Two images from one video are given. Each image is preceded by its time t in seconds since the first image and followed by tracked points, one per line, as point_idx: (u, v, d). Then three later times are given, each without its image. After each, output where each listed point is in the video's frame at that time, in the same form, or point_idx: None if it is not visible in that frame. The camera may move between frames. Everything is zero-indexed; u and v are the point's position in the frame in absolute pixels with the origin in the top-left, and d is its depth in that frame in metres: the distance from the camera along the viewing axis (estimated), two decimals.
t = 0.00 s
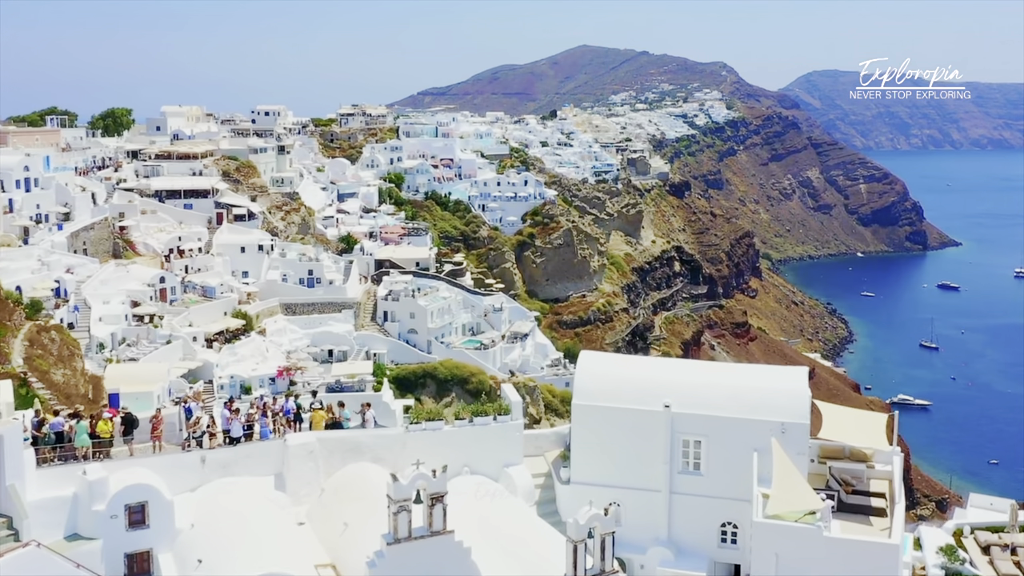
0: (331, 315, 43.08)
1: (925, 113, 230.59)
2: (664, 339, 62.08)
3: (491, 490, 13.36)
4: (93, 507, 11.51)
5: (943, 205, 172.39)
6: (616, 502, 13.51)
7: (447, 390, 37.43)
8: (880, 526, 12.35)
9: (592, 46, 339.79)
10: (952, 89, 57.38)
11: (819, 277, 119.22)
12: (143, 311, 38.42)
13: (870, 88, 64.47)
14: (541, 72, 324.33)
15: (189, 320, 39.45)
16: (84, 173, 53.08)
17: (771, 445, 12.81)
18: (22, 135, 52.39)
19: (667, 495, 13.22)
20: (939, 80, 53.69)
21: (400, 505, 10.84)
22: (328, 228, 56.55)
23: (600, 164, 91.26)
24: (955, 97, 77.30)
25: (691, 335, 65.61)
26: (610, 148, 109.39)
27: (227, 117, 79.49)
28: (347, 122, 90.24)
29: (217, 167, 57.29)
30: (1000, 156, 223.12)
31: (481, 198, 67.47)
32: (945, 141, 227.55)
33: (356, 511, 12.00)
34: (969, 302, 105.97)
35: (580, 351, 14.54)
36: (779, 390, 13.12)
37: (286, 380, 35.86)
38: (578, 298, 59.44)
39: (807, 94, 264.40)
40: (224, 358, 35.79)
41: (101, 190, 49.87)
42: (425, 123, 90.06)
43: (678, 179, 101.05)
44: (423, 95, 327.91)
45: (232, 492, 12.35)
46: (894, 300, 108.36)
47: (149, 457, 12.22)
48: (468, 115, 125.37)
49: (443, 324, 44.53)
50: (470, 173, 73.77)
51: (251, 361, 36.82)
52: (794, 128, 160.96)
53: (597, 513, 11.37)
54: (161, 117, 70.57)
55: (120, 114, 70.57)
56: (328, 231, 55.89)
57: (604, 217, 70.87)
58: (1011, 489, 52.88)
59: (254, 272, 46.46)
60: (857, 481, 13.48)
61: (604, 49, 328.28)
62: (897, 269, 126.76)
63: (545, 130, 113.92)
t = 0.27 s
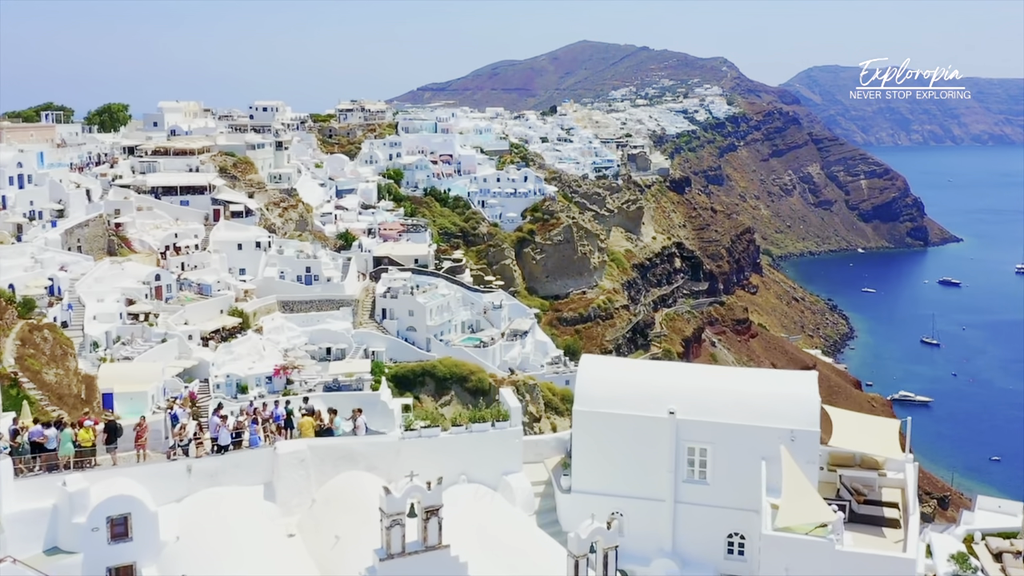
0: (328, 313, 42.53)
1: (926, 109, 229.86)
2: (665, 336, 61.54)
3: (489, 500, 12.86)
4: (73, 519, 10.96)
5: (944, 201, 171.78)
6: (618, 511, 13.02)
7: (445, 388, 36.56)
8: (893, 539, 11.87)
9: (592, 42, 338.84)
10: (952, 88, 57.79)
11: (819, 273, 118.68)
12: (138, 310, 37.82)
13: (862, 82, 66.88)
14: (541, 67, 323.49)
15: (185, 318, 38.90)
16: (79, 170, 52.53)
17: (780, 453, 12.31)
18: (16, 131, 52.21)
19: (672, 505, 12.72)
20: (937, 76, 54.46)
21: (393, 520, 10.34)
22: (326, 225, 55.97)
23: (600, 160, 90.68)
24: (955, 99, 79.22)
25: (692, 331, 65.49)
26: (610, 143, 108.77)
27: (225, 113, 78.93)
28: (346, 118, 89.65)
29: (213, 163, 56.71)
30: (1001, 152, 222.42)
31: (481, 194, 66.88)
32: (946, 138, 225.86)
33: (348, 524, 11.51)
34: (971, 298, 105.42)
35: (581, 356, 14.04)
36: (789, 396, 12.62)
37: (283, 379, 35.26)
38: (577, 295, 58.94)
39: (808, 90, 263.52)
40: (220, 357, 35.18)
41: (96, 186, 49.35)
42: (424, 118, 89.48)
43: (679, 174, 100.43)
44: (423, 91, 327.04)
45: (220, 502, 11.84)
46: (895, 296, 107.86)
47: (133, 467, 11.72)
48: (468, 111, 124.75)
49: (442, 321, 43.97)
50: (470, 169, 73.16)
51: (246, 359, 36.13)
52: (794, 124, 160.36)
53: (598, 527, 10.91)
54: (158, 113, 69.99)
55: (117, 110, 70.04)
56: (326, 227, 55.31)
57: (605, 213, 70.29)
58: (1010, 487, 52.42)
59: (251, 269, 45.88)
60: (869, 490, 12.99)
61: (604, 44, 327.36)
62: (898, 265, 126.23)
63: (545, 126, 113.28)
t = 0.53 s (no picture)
0: (326, 309, 42.02)
1: (927, 103, 229.09)
2: (665, 332, 60.73)
3: (487, 509, 12.42)
4: (53, 531, 10.46)
5: (945, 195, 171.20)
6: (620, 520, 12.57)
7: (444, 384, 35.75)
8: (907, 550, 11.42)
9: (592, 36, 337.76)
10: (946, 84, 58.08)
11: (820, 268, 118.19)
12: (133, 306, 37.25)
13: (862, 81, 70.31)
14: (541, 61, 322.46)
15: (180, 315, 38.38)
16: (74, 164, 51.99)
17: (789, 461, 11.85)
18: (11, 126, 51.89)
19: (676, 514, 12.28)
20: (936, 71, 57.14)
21: (385, 533, 9.90)
22: (324, 220, 55.40)
23: (600, 154, 90.09)
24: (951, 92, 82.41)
25: (692, 326, 64.62)
26: (610, 138, 108.15)
27: (222, 107, 78.36)
28: (345, 112, 89.01)
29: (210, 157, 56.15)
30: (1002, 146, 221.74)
31: (480, 189, 66.33)
32: (947, 131, 227.84)
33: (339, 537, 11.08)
34: (972, 293, 104.96)
35: (581, 358, 13.58)
36: (797, 401, 12.17)
37: (280, 375, 34.77)
38: (577, 291, 58.46)
39: (809, 84, 262.67)
40: (216, 354, 34.63)
41: (91, 181, 48.83)
42: (423, 112, 88.84)
43: (679, 169, 99.83)
44: (422, 84, 325.74)
45: (206, 513, 11.38)
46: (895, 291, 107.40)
47: (116, 476, 11.25)
48: (468, 105, 124.08)
49: (441, 317, 43.48)
50: (469, 164, 72.56)
51: (243, 356, 35.53)
52: (795, 118, 159.72)
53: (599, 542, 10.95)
54: (155, 107, 69.42)
55: (113, 104, 69.47)
56: (324, 223, 54.77)
57: (605, 208, 69.76)
58: (1009, 482, 52.06)
59: (249, 265, 45.36)
60: (880, 499, 12.54)
61: (604, 38, 326.33)
62: (898, 259, 125.74)
63: (545, 120, 112.63)
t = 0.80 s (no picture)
0: (324, 302, 41.53)
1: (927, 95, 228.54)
2: (665, 324, 60.08)
3: (486, 514, 12.00)
4: (33, 540, 10.02)
5: (945, 187, 170.63)
6: (624, 526, 12.14)
7: (443, 377, 35.11)
8: (921, 558, 11.01)
9: (592, 27, 336.45)
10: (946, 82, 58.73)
11: (820, 260, 117.74)
12: (128, 300, 36.74)
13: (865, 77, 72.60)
14: (541, 53, 321.33)
15: (176, 309, 37.90)
16: (70, 157, 51.52)
17: (798, 465, 11.43)
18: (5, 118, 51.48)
19: (681, 519, 11.87)
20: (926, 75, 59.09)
21: (378, 545, 9.48)
22: (322, 212, 54.86)
23: (600, 145, 89.52)
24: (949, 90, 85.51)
25: (693, 318, 63.95)
26: (610, 129, 107.53)
27: (220, 98, 77.76)
28: (343, 104, 88.44)
29: (207, 148, 55.61)
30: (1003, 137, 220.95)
31: (480, 180, 65.77)
32: (947, 122, 228.11)
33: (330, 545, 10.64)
34: (973, 284, 104.54)
35: (582, 357, 13.15)
36: (806, 403, 11.74)
37: (278, 370, 34.11)
38: (578, 283, 57.96)
39: (810, 75, 261.63)
40: (213, 349, 34.12)
41: (87, 173, 48.36)
42: (422, 104, 88.25)
43: (680, 160, 99.23)
44: (421, 76, 324.78)
45: (194, 517, 10.95)
46: (896, 283, 106.90)
47: (99, 482, 10.82)
48: (467, 96, 123.40)
49: (441, 310, 43.03)
50: (468, 155, 71.99)
51: (240, 351, 34.98)
52: (796, 109, 159.04)
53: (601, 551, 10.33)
54: (152, 99, 68.86)
55: (109, 95, 68.90)
56: (322, 215, 54.22)
57: (605, 200, 69.25)
58: (1006, 473, 51.67)
59: (246, 258, 44.89)
60: (892, 503, 12.13)
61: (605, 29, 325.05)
62: (899, 251, 125.22)
63: (545, 111, 111.98)
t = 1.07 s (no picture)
0: (322, 294, 41.13)
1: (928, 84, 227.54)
2: (666, 316, 58.80)
3: (484, 517, 11.63)
4: (12, 548, 9.61)
5: (947, 176, 170.05)
6: (627, 530, 11.77)
7: (443, 369, 34.60)
8: (935, 565, 10.64)
9: (592, 16, 334.99)
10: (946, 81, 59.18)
11: (821, 249, 117.32)
12: (124, 292, 36.31)
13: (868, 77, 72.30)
14: (541, 42, 320.02)
15: (173, 301, 37.49)
16: (65, 147, 51.03)
17: (808, 468, 11.05)
18: None
19: (686, 523, 11.50)
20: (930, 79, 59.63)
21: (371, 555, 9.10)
22: (320, 202, 54.40)
23: (600, 135, 88.97)
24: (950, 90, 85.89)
25: (693, 309, 62.76)
26: (610, 119, 106.91)
27: (217, 88, 77.18)
28: (342, 93, 87.86)
29: (204, 139, 55.12)
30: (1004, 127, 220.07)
31: (479, 170, 65.24)
32: (948, 112, 227.32)
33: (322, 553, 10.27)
34: (973, 274, 104.11)
35: (584, 355, 12.75)
36: (815, 404, 11.34)
37: (275, 363, 33.61)
38: (578, 274, 57.47)
39: (810, 64, 260.52)
40: (209, 341, 33.69)
41: (82, 163, 47.94)
42: (421, 93, 87.67)
43: (680, 150, 98.67)
44: (421, 65, 323.65)
45: (183, 521, 10.58)
46: (896, 272, 106.48)
47: (82, 486, 10.42)
48: (466, 86, 122.71)
49: (440, 301, 42.62)
50: (468, 145, 71.45)
51: (237, 343, 34.58)
52: (796, 98, 158.32)
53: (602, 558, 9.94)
54: (149, 89, 68.31)
55: (105, 85, 68.37)
56: (320, 205, 53.76)
57: (605, 190, 68.76)
58: (1006, 464, 51.32)
59: (243, 249, 44.48)
60: (903, 507, 11.79)
61: (605, 18, 323.65)
62: (900, 241, 124.77)
63: (544, 101, 111.36)
